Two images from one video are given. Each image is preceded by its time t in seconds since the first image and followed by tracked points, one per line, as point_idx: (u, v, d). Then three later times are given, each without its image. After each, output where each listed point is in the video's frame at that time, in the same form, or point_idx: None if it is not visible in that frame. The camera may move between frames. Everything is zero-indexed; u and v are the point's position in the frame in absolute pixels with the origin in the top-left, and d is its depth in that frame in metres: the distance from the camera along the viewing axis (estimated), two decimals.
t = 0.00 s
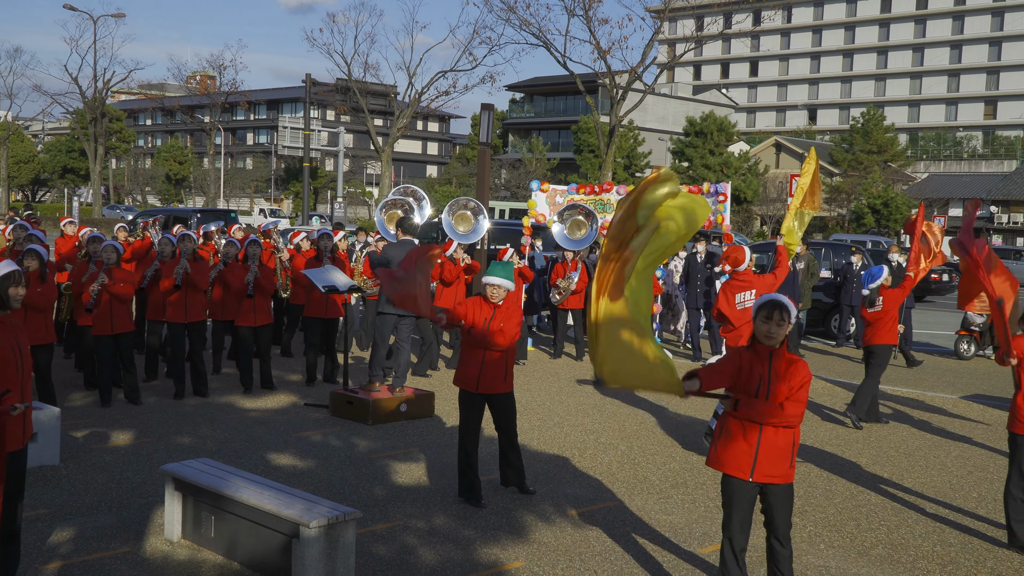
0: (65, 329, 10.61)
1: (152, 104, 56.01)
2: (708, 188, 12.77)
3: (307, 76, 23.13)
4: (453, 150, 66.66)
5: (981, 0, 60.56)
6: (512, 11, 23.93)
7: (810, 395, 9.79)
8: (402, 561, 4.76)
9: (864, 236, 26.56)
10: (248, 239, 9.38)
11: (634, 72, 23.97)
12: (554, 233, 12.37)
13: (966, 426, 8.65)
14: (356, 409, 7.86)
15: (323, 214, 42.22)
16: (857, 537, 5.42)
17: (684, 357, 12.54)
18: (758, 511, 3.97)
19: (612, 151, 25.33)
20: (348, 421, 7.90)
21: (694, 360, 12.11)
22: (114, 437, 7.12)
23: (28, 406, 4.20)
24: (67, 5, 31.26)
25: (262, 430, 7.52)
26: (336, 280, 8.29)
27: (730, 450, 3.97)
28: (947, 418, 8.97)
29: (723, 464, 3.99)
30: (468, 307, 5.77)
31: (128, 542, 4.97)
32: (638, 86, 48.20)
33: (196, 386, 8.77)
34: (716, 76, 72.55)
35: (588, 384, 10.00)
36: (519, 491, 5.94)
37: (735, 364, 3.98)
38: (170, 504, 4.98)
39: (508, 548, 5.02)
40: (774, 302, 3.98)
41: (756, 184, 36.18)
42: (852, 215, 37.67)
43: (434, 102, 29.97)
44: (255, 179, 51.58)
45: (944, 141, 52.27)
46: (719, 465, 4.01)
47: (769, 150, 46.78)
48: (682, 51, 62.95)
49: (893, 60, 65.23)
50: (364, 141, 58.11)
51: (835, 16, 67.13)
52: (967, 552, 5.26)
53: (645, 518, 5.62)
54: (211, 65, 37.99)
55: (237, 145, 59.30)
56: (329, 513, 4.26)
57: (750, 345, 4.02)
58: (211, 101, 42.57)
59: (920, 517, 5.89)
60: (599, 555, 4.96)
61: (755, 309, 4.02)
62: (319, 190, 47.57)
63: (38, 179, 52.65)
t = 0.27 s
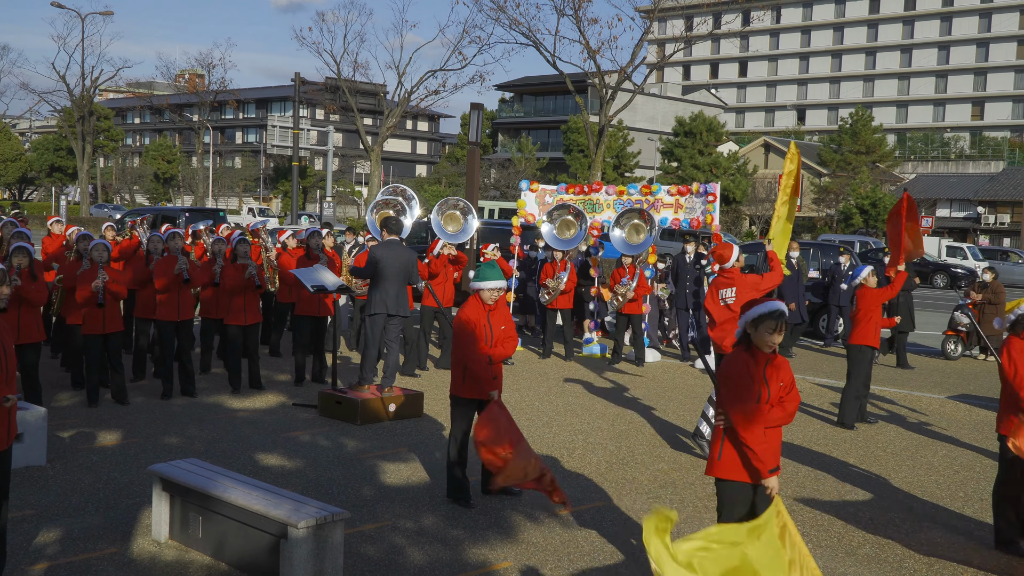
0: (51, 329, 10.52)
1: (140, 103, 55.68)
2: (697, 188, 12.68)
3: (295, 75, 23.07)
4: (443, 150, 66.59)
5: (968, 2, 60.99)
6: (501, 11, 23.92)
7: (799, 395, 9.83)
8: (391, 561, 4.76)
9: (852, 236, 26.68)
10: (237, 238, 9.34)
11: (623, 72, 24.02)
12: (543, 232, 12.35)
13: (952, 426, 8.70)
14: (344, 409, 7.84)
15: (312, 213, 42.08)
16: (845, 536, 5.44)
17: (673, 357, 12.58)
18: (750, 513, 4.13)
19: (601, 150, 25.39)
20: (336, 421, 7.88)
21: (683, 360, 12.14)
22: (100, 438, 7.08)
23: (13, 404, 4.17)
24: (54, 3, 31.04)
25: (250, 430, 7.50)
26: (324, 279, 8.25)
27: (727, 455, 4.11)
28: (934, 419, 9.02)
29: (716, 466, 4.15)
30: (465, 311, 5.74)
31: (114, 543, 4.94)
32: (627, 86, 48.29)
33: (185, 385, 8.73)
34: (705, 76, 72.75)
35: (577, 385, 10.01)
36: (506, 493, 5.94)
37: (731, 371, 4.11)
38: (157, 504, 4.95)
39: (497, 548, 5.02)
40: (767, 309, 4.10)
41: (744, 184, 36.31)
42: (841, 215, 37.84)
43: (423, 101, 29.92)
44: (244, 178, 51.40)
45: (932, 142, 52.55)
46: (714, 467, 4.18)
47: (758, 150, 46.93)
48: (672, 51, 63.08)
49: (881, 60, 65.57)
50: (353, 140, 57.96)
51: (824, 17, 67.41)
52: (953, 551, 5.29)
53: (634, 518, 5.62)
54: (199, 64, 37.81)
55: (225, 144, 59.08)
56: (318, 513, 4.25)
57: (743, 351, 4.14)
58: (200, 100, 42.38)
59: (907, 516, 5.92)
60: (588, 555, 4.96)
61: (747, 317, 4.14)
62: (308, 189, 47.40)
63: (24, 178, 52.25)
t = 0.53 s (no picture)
0: (39, 328, 10.46)
1: (127, 102, 55.37)
2: (685, 187, 12.76)
3: (284, 74, 23.00)
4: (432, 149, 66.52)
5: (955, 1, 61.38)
6: (489, 10, 23.94)
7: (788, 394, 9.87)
8: (380, 560, 4.75)
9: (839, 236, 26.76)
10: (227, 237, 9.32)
11: (612, 72, 24.07)
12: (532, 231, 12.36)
13: (939, 424, 8.77)
14: (333, 409, 7.83)
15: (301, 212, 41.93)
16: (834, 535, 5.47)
17: (663, 355, 12.63)
18: (750, 513, 4.17)
19: (590, 150, 25.41)
20: (326, 421, 7.86)
21: (673, 359, 12.18)
22: (88, 438, 7.05)
23: None
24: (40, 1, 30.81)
25: (239, 430, 7.48)
26: (314, 279, 8.24)
27: (740, 453, 4.11)
28: (922, 417, 9.08)
29: (726, 465, 4.14)
30: (464, 309, 5.78)
31: (103, 543, 4.92)
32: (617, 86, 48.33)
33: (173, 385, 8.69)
34: (694, 75, 72.94)
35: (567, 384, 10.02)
36: (497, 492, 5.94)
37: (743, 367, 4.17)
38: (145, 503, 4.94)
39: (486, 547, 5.02)
40: (765, 305, 4.23)
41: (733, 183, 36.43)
42: (829, 215, 38.03)
43: (411, 100, 29.86)
44: (232, 177, 51.19)
45: (919, 141, 52.79)
46: (721, 467, 4.17)
47: (746, 149, 47.08)
48: (661, 51, 63.19)
49: (869, 60, 65.87)
50: (341, 139, 57.79)
51: (812, 16, 67.69)
52: (941, 548, 5.33)
53: (624, 517, 5.64)
54: (187, 62, 37.62)
55: (213, 143, 58.83)
56: (307, 513, 4.24)
57: (748, 347, 4.22)
58: (188, 99, 42.16)
59: (895, 514, 5.97)
60: (578, 554, 4.97)
61: (748, 313, 4.23)
62: (297, 189, 47.25)
63: (10, 177, 51.84)
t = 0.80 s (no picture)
0: (30, 329, 10.42)
1: (118, 102, 55.12)
2: (677, 188, 12.80)
3: (275, 74, 22.95)
4: (423, 150, 66.48)
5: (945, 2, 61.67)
6: (480, 11, 23.93)
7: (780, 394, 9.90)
8: (372, 561, 4.76)
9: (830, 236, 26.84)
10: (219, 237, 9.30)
11: (603, 72, 24.10)
12: (524, 232, 12.35)
13: (929, 423, 8.82)
14: (325, 409, 7.82)
15: (292, 213, 41.85)
16: (825, 533, 5.50)
17: (655, 355, 12.66)
18: (747, 512, 4.18)
19: (582, 150, 25.45)
20: (318, 421, 7.85)
21: (665, 358, 12.22)
22: (79, 438, 7.03)
23: None
24: None
25: (231, 430, 7.47)
26: (306, 279, 8.24)
27: (744, 449, 4.10)
28: (912, 416, 9.13)
29: (727, 463, 4.13)
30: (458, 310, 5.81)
31: (94, 544, 4.91)
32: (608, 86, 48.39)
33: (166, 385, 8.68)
34: (685, 76, 73.11)
35: (559, 384, 10.04)
36: (490, 492, 5.95)
37: (742, 364, 4.18)
38: (137, 504, 4.93)
39: (479, 547, 5.02)
40: (755, 300, 4.27)
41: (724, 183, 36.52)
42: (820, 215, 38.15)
43: (403, 100, 29.83)
44: (223, 177, 51.03)
45: (909, 141, 52.99)
46: (722, 465, 4.15)
47: (737, 150, 47.19)
48: (652, 51, 63.26)
49: (859, 60, 66.11)
50: (333, 139, 57.67)
51: (803, 17, 67.91)
52: (933, 547, 5.35)
53: (617, 516, 5.65)
54: (178, 62, 37.47)
55: (204, 143, 58.64)
56: (299, 513, 4.24)
57: (744, 344, 4.23)
58: (179, 98, 41.99)
59: (886, 512, 6.00)
60: (571, 553, 4.98)
61: (741, 311, 4.26)
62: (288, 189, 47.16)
63: None
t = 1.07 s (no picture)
0: (22, 329, 10.37)
1: (109, 102, 54.93)
2: (670, 188, 12.86)
3: (267, 74, 22.90)
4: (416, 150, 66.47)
5: (936, 3, 61.96)
6: (473, 10, 23.93)
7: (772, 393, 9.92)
8: (365, 561, 4.75)
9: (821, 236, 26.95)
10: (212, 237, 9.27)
11: (596, 72, 24.15)
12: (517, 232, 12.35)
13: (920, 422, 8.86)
14: (318, 409, 7.82)
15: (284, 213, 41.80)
16: (817, 532, 5.52)
17: (647, 355, 12.68)
18: (741, 513, 4.19)
19: (575, 149, 25.49)
20: (311, 421, 7.84)
21: (658, 358, 12.23)
22: (71, 439, 7.00)
23: None
24: None
25: (224, 431, 7.45)
26: (297, 278, 8.23)
27: (733, 452, 4.12)
28: (905, 416, 9.16)
29: (718, 464, 4.15)
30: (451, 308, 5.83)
31: (86, 545, 4.89)
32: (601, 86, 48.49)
33: (157, 386, 8.66)
34: (678, 76, 73.26)
35: (553, 383, 10.05)
36: (484, 491, 5.95)
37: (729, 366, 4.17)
38: (129, 505, 4.92)
39: (472, 547, 5.03)
40: (742, 299, 4.23)
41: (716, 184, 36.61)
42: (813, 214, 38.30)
43: (396, 100, 29.81)
44: (215, 177, 50.90)
45: (901, 141, 53.23)
46: (713, 467, 4.18)
47: (730, 150, 47.32)
48: (645, 51, 63.35)
49: (851, 61, 66.36)
50: (325, 139, 57.61)
51: (795, 17, 68.14)
52: (924, 546, 5.38)
53: (611, 515, 5.66)
54: (170, 63, 37.38)
55: (196, 143, 58.49)
56: (292, 513, 4.23)
57: (732, 347, 4.21)
58: (171, 98, 41.85)
59: (879, 511, 6.03)
60: (564, 553, 4.99)
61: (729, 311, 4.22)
62: (281, 189, 47.11)
63: None
